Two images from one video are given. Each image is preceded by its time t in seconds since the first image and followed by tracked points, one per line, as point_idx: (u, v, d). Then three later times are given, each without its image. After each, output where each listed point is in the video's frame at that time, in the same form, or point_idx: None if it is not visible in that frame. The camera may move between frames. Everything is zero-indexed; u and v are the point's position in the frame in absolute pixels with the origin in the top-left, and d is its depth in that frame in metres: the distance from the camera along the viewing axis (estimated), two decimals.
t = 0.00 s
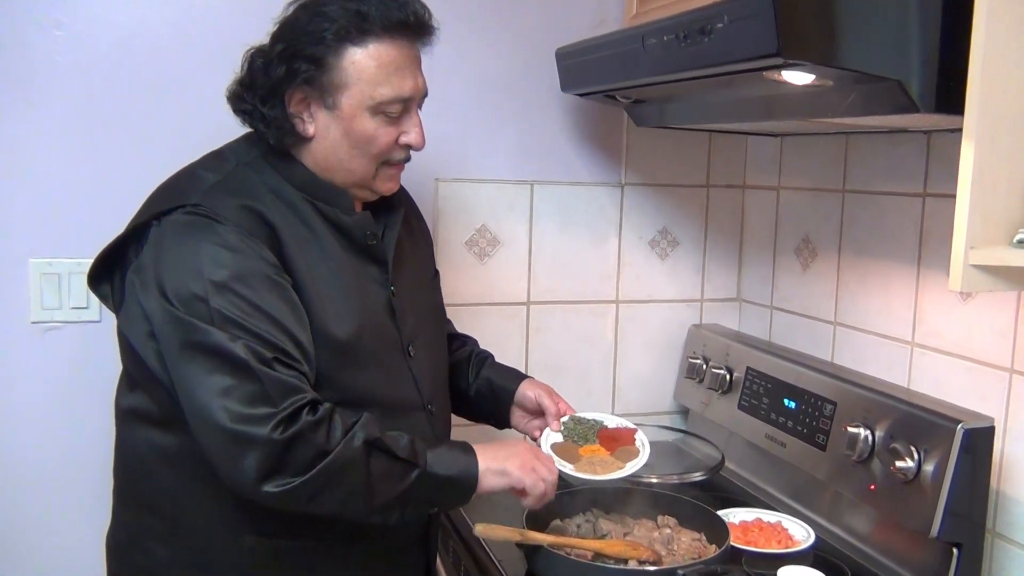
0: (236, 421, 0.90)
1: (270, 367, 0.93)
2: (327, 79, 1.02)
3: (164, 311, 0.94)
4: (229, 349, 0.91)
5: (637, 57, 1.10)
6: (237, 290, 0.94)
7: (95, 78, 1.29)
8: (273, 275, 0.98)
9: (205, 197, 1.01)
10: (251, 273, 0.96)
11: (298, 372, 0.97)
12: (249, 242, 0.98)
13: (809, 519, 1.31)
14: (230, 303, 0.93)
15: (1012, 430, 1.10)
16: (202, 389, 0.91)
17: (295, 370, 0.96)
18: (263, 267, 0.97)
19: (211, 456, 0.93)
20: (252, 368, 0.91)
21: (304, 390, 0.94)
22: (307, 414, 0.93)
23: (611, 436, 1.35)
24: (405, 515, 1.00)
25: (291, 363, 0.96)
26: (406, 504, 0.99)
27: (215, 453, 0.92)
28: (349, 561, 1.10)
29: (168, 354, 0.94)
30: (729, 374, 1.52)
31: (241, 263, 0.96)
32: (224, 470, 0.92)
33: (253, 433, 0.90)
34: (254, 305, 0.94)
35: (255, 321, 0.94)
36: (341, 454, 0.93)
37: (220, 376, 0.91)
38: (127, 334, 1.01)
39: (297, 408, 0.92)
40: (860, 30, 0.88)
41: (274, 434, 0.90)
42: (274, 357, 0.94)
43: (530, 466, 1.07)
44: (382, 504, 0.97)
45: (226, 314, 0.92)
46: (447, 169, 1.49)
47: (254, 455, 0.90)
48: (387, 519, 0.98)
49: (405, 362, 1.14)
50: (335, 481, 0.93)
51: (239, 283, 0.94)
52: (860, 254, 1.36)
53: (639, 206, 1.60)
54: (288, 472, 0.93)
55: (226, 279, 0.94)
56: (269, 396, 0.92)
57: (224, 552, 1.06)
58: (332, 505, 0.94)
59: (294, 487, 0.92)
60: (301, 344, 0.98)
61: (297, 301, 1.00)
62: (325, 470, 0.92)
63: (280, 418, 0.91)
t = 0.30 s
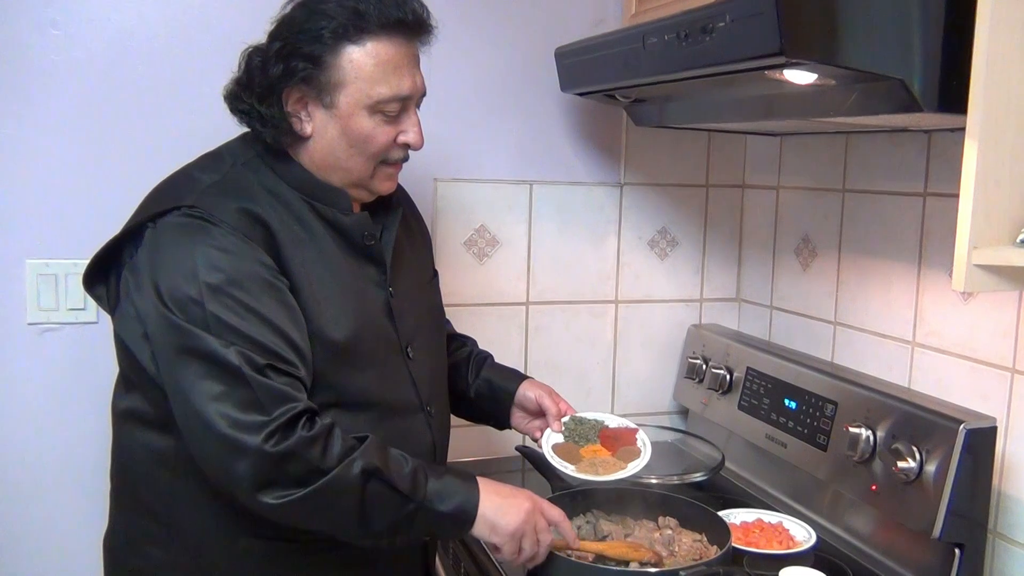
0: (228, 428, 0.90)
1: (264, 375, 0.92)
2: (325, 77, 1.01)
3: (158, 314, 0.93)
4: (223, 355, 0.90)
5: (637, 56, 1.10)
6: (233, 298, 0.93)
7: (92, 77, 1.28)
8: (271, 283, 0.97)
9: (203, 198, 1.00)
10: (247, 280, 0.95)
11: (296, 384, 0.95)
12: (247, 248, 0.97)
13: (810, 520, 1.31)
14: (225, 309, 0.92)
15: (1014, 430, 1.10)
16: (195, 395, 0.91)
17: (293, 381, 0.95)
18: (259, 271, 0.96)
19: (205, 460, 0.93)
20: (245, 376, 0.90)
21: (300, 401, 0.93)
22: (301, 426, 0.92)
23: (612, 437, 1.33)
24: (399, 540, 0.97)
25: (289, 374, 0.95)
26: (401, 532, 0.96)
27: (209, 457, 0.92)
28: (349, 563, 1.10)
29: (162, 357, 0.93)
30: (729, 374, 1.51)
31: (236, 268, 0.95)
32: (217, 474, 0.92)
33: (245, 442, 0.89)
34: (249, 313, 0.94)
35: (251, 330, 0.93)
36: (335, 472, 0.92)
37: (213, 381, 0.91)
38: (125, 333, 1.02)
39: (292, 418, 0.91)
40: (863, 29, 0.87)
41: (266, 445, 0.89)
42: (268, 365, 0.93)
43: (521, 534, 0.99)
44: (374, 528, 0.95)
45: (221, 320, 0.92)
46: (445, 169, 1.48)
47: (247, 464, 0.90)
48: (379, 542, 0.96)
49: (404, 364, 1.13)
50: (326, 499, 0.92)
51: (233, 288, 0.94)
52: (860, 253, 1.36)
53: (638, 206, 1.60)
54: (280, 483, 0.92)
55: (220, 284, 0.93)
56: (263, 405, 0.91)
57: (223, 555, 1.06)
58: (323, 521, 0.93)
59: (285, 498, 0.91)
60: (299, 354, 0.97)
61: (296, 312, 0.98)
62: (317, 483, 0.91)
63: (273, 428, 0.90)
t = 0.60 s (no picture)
0: (188, 440, 0.89)
1: (231, 387, 0.91)
2: (323, 75, 1.01)
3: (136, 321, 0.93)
4: (188, 366, 0.90)
5: (636, 56, 1.09)
6: (202, 307, 0.92)
7: (86, 77, 1.27)
8: (248, 290, 0.95)
9: (192, 199, 1.00)
10: (219, 287, 0.93)
11: (266, 393, 0.94)
12: (225, 252, 0.96)
13: (807, 519, 1.31)
14: (194, 318, 0.91)
15: (1012, 429, 1.10)
16: (163, 405, 0.91)
17: (262, 390, 0.93)
18: (236, 276, 0.95)
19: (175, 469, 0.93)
20: (210, 388, 0.89)
21: (264, 411, 0.91)
22: (261, 437, 0.90)
23: (611, 435, 1.36)
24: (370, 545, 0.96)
25: (260, 383, 0.93)
26: (368, 540, 0.95)
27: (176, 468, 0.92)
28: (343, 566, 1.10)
29: (140, 363, 0.94)
30: (727, 374, 1.51)
31: (210, 275, 0.93)
32: (182, 485, 0.92)
33: (202, 458, 0.89)
34: (218, 322, 0.92)
35: (218, 340, 0.92)
36: (296, 485, 0.90)
37: (177, 392, 0.90)
38: (113, 333, 1.02)
39: (253, 431, 0.90)
40: (862, 27, 0.87)
41: (219, 464, 0.89)
42: (238, 375, 0.91)
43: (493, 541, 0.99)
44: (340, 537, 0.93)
45: (188, 329, 0.91)
46: (442, 169, 1.47)
47: (204, 480, 0.89)
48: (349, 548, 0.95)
49: (399, 365, 1.12)
50: (287, 512, 0.91)
51: (204, 297, 0.92)
52: (857, 253, 1.36)
53: (635, 206, 1.60)
54: (243, 496, 0.91)
55: (196, 290, 0.92)
56: (227, 417, 0.90)
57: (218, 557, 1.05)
58: (287, 533, 0.92)
59: (246, 511, 0.91)
60: (274, 362, 0.95)
61: (272, 320, 0.96)
62: (277, 497, 0.90)
63: (230, 442, 0.89)
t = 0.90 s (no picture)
0: (177, 441, 0.89)
1: (224, 389, 0.90)
2: (316, 65, 1.00)
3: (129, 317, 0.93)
4: (181, 364, 0.89)
5: (635, 53, 1.09)
6: (193, 306, 0.91)
7: (81, 73, 1.26)
8: (241, 290, 0.94)
9: (188, 196, 0.99)
10: (211, 286, 0.93)
11: (258, 397, 0.93)
12: (218, 251, 0.95)
13: (806, 518, 1.31)
14: (186, 316, 0.90)
15: (1011, 428, 1.10)
16: (153, 404, 0.90)
17: (254, 393, 0.93)
18: (231, 276, 0.94)
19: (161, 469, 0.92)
20: (203, 389, 0.89)
21: (256, 417, 0.91)
22: (251, 441, 0.90)
23: (610, 433, 1.35)
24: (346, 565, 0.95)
25: (252, 386, 0.93)
26: (347, 557, 0.94)
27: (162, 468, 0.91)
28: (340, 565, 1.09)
29: (132, 360, 0.93)
30: (725, 372, 1.51)
31: (205, 274, 0.93)
32: (168, 486, 0.91)
33: (189, 460, 0.88)
34: (210, 323, 0.91)
35: (210, 341, 0.91)
36: (282, 491, 0.90)
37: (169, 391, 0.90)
38: (106, 331, 1.01)
39: (244, 434, 0.90)
40: (863, 25, 0.87)
41: (206, 467, 0.88)
42: (231, 377, 0.91)
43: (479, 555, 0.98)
44: (320, 552, 0.93)
45: (180, 328, 0.91)
46: (440, 167, 1.47)
47: (189, 482, 0.89)
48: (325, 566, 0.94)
49: (395, 364, 1.12)
50: (272, 519, 0.90)
51: (199, 296, 0.92)
52: (855, 251, 1.36)
53: (634, 204, 1.59)
54: (230, 499, 0.91)
55: (191, 289, 0.92)
56: (218, 418, 0.90)
57: (216, 557, 1.05)
58: (269, 541, 0.91)
59: (231, 516, 0.90)
60: (267, 365, 0.95)
61: (264, 322, 0.95)
62: (264, 502, 0.90)
63: (220, 445, 0.89)
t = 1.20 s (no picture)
0: (177, 438, 0.88)
1: (223, 385, 0.90)
2: (299, 50, 1.00)
3: (125, 314, 0.92)
4: (181, 361, 0.88)
5: (632, 51, 1.09)
6: (190, 303, 0.90)
7: (73, 69, 1.25)
8: (237, 285, 0.94)
9: (183, 193, 0.98)
10: (208, 283, 0.92)
11: (258, 392, 0.92)
12: (214, 246, 0.94)
13: (801, 516, 1.31)
14: (184, 312, 0.90)
15: (1006, 427, 1.10)
16: (151, 401, 0.89)
17: (254, 388, 0.92)
18: (229, 273, 0.94)
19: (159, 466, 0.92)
20: (202, 384, 0.88)
21: (257, 412, 0.90)
22: (254, 438, 0.89)
23: (606, 431, 1.32)
24: (352, 565, 0.95)
25: (251, 381, 0.92)
26: (351, 557, 0.94)
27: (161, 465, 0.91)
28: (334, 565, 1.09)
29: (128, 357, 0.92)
30: (721, 371, 1.51)
31: (203, 269, 0.92)
32: (168, 482, 0.91)
33: (190, 457, 0.88)
34: (209, 319, 0.91)
35: (209, 337, 0.90)
36: (284, 489, 0.90)
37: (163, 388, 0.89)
38: (99, 328, 1.00)
39: (246, 430, 0.89)
40: (861, 22, 0.86)
41: (207, 464, 0.88)
42: (230, 372, 0.90)
43: (479, 563, 0.97)
44: (324, 551, 0.93)
45: (177, 325, 0.90)
46: (435, 164, 1.46)
47: (190, 479, 0.88)
48: (330, 566, 0.94)
49: (389, 361, 1.11)
50: (274, 516, 0.90)
51: (196, 291, 0.91)
52: (851, 250, 1.36)
53: (629, 202, 1.59)
54: (230, 496, 0.90)
55: (189, 285, 0.91)
56: (218, 415, 0.89)
57: (209, 557, 1.04)
58: (270, 540, 0.91)
59: (232, 514, 0.90)
60: (265, 359, 0.94)
61: (259, 315, 0.95)
62: (265, 500, 0.89)
63: (222, 441, 0.88)
